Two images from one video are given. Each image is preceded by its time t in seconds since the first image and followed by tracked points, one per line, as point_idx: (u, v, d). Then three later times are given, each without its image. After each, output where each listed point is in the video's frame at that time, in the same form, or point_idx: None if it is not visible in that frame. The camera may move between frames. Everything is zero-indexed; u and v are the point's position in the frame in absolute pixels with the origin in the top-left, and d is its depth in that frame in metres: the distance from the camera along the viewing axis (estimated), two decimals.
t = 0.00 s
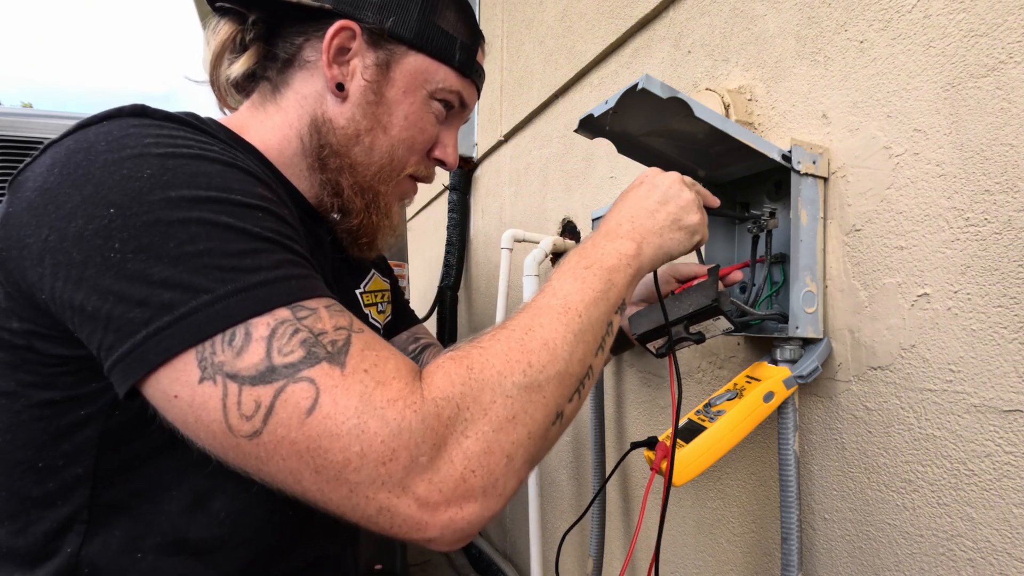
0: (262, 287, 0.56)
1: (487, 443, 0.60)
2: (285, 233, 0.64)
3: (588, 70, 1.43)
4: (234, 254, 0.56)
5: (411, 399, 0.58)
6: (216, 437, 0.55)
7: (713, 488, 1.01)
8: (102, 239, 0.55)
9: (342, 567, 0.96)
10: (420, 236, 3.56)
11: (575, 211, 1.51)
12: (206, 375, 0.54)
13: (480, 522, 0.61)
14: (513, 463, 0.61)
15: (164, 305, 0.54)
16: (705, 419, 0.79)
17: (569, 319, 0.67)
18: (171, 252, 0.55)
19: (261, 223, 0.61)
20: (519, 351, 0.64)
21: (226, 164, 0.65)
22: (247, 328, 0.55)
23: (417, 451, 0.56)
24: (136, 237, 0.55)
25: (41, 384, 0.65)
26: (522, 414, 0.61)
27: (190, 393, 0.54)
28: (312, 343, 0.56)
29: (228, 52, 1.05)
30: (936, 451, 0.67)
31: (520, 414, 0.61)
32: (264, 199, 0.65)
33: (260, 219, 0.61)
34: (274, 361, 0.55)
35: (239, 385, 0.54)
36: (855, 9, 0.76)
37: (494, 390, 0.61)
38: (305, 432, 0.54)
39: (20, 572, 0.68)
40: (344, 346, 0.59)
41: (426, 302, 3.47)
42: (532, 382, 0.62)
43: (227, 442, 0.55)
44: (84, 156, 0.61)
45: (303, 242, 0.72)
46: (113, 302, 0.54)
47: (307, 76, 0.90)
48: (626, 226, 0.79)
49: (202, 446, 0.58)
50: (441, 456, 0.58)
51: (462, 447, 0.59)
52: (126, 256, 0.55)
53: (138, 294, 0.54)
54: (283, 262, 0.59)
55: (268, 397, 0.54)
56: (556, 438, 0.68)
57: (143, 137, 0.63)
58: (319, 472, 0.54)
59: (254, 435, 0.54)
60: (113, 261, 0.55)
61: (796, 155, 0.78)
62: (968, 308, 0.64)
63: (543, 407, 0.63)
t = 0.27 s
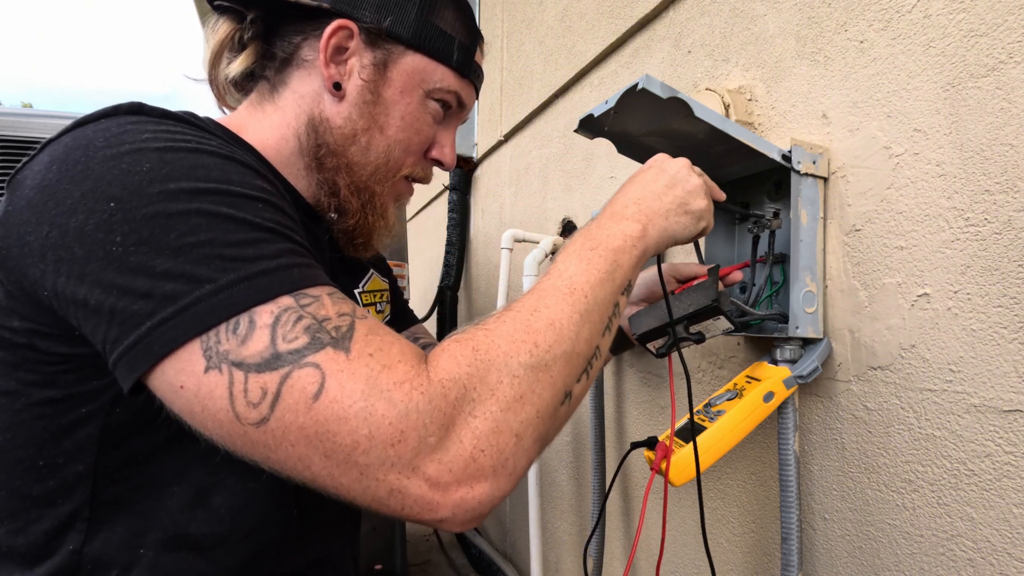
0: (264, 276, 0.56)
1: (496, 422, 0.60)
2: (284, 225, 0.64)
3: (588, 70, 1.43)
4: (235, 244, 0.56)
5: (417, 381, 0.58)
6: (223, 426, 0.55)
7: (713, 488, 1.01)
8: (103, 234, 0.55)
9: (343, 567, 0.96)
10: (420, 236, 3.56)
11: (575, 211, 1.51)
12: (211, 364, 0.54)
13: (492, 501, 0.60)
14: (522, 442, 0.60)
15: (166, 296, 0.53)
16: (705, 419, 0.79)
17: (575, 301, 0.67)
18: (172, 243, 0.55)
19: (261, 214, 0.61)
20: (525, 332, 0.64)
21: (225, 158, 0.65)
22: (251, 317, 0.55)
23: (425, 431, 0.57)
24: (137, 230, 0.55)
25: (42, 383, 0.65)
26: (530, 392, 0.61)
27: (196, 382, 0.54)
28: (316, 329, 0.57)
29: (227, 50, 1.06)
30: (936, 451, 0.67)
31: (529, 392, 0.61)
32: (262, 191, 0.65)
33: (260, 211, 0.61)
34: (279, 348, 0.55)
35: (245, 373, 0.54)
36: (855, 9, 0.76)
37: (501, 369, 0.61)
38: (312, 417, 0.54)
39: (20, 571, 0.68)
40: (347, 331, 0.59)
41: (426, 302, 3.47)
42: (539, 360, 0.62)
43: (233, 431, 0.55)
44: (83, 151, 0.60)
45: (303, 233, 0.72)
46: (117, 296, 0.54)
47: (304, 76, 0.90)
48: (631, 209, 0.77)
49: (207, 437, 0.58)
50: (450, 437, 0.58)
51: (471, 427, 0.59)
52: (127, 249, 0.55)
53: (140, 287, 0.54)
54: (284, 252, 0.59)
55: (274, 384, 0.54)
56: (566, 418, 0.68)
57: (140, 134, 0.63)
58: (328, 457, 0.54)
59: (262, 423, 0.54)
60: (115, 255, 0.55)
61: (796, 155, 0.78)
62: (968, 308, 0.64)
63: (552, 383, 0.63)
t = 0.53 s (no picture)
0: (264, 273, 0.56)
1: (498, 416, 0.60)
2: (283, 223, 0.64)
3: (588, 70, 1.43)
4: (235, 241, 0.56)
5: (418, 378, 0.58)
6: (223, 423, 0.55)
7: (713, 489, 1.01)
8: (102, 232, 0.55)
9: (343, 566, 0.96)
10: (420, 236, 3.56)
11: (575, 211, 1.51)
12: (212, 361, 0.54)
13: (493, 497, 0.61)
14: (524, 438, 0.61)
15: (167, 294, 0.53)
16: (705, 419, 0.79)
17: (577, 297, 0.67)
18: (172, 241, 0.55)
19: (260, 212, 0.61)
20: (528, 328, 0.64)
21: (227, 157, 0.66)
22: (250, 313, 0.55)
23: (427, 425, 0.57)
24: (138, 228, 0.55)
25: (42, 383, 0.65)
26: (532, 387, 0.61)
27: (196, 380, 0.54)
28: (316, 326, 0.57)
29: (226, 49, 1.06)
30: (936, 451, 0.67)
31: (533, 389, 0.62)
32: (262, 188, 0.65)
33: (260, 208, 0.62)
34: (279, 345, 0.55)
35: (246, 370, 0.54)
36: (855, 9, 0.76)
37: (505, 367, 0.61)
38: (313, 413, 0.54)
39: (20, 570, 0.68)
40: (348, 327, 0.59)
41: (426, 302, 3.47)
42: (543, 358, 0.63)
43: (234, 428, 0.55)
44: (82, 151, 0.60)
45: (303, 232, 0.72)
46: (116, 295, 0.54)
47: (302, 75, 0.90)
48: (633, 208, 0.77)
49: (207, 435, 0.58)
50: (451, 432, 0.58)
51: (472, 423, 0.59)
52: (128, 247, 0.55)
53: (140, 285, 0.54)
54: (283, 248, 0.60)
55: (275, 380, 0.54)
56: (567, 415, 0.68)
57: (139, 135, 0.63)
58: (329, 453, 0.54)
59: (263, 420, 0.54)
60: (115, 253, 0.55)
61: (797, 155, 0.78)
62: (968, 308, 0.64)
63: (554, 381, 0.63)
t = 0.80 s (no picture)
0: (262, 273, 0.56)
1: (494, 414, 0.60)
2: (280, 224, 0.64)
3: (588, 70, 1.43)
4: (232, 241, 0.56)
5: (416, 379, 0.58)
6: (220, 422, 0.55)
7: (713, 489, 1.01)
8: (99, 232, 0.55)
9: (343, 566, 0.96)
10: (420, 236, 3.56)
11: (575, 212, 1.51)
12: (209, 361, 0.54)
13: (491, 499, 0.60)
14: (522, 439, 0.61)
15: (165, 293, 0.53)
16: (705, 419, 0.79)
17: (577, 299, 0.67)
18: (171, 241, 0.55)
19: (258, 213, 0.61)
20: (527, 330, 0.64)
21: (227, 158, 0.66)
22: (248, 313, 0.55)
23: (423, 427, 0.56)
24: (135, 228, 0.55)
25: (42, 383, 0.65)
26: (527, 388, 0.61)
27: (194, 380, 0.54)
28: (314, 326, 0.57)
29: (224, 48, 1.06)
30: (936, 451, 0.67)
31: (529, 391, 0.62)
32: (261, 189, 0.65)
33: (259, 209, 0.62)
34: (277, 345, 0.55)
35: (244, 370, 0.54)
36: (855, 9, 0.76)
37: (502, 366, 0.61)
38: (310, 413, 0.54)
39: (20, 571, 0.68)
40: (345, 328, 0.59)
41: (426, 302, 3.47)
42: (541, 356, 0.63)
43: (232, 428, 0.55)
44: (80, 151, 0.60)
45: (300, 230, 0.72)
46: (114, 295, 0.54)
47: (301, 73, 0.90)
48: (633, 211, 0.77)
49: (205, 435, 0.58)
50: (449, 433, 0.58)
51: (470, 424, 0.59)
52: (125, 247, 0.55)
53: (138, 285, 0.54)
54: (280, 250, 0.60)
55: (272, 380, 0.54)
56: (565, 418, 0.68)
57: (137, 135, 0.63)
58: (325, 454, 0.54)
59: (260, 420, 0.54)
60: (112, 253, 0.55)
61: (797, 155, 0.78)
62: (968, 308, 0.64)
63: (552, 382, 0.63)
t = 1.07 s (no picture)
0: (218, 304, 0.56)
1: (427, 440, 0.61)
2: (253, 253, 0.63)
3: (588, 70, 1.43)
4: (192, 270, 0.56)
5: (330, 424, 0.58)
6: (150, 453, 0.55)
7: (714, 489, 1.01)
8: (63, 241, 0.55)
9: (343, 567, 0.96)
10: (420, 236, 3.56)
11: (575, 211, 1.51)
12: (151, 392, 0.54)
13: None
14: (433, 514, 0.61)
15: (117, 313, 0.54)
16: (705, 419, 0.79)
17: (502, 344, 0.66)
18: (134, 262, 0.55)
19: (228, 241, 0.61)
20: (450, 390, 0.63)
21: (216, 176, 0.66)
22: (200, 345, 0.55)
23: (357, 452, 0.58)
24: (96, 243, 0.55)
25: (32, 384, 0.65)
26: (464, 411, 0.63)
27: (135, 407, 0.54)
28: (260, 370, 0.57)
29: (211, 44, 1.05)
30: (936, 451, 0.67)
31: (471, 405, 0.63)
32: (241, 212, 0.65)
33: (233, 235, 0.62)
34: (220, 385, 0.55)
35: (182, 407, 0.54)
36: (855, 9, 0.76)
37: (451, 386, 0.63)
38: (235, 466, 0.54)
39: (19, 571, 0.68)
40: (291, 375, 0.58)
41: (426, 302, 3.47)
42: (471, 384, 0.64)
43: (165, 463, 0.55)
44: (61, 155, 0.61)
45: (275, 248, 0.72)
46: (67, 308, 0.54)
47: (289, 65, 0.91)
48: (574, 236, 0.77)
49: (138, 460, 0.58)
50: (359, 514, 0.58)
51: (381, 500, 0.59)
52: (84, 260, 0.55)
53: (93, 300, 0.54)
54: (241, 286, 0.59)
55: (207, 423, 0.54)
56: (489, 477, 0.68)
57: (123, 139, 0.63)
58: (240, 515, 0.54)
59: (189, 462, 0.54)
60: (70, 264, 0.55)
61: (797, 155, 0.78)
62: (968, 308, 0.64)
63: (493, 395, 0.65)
